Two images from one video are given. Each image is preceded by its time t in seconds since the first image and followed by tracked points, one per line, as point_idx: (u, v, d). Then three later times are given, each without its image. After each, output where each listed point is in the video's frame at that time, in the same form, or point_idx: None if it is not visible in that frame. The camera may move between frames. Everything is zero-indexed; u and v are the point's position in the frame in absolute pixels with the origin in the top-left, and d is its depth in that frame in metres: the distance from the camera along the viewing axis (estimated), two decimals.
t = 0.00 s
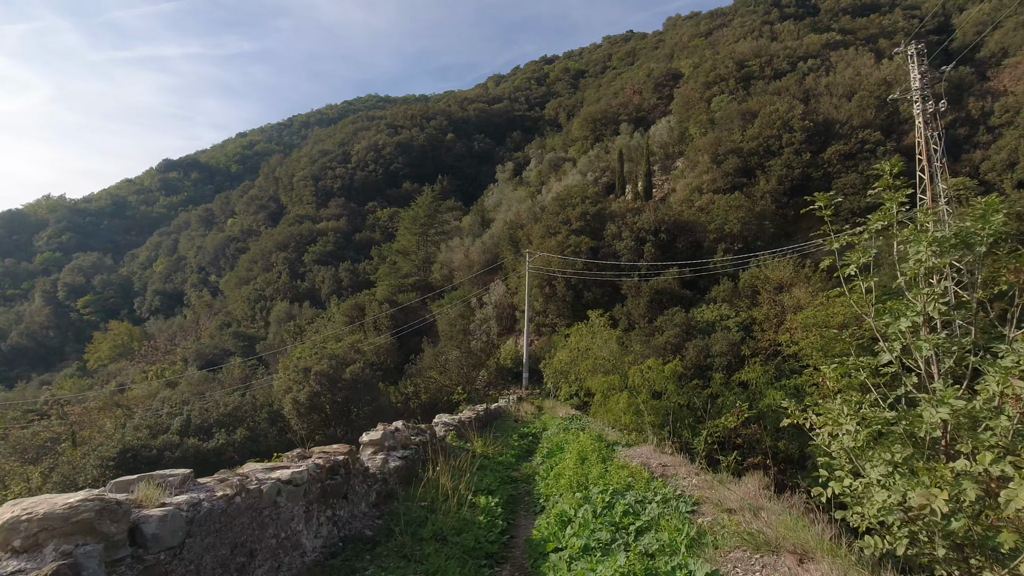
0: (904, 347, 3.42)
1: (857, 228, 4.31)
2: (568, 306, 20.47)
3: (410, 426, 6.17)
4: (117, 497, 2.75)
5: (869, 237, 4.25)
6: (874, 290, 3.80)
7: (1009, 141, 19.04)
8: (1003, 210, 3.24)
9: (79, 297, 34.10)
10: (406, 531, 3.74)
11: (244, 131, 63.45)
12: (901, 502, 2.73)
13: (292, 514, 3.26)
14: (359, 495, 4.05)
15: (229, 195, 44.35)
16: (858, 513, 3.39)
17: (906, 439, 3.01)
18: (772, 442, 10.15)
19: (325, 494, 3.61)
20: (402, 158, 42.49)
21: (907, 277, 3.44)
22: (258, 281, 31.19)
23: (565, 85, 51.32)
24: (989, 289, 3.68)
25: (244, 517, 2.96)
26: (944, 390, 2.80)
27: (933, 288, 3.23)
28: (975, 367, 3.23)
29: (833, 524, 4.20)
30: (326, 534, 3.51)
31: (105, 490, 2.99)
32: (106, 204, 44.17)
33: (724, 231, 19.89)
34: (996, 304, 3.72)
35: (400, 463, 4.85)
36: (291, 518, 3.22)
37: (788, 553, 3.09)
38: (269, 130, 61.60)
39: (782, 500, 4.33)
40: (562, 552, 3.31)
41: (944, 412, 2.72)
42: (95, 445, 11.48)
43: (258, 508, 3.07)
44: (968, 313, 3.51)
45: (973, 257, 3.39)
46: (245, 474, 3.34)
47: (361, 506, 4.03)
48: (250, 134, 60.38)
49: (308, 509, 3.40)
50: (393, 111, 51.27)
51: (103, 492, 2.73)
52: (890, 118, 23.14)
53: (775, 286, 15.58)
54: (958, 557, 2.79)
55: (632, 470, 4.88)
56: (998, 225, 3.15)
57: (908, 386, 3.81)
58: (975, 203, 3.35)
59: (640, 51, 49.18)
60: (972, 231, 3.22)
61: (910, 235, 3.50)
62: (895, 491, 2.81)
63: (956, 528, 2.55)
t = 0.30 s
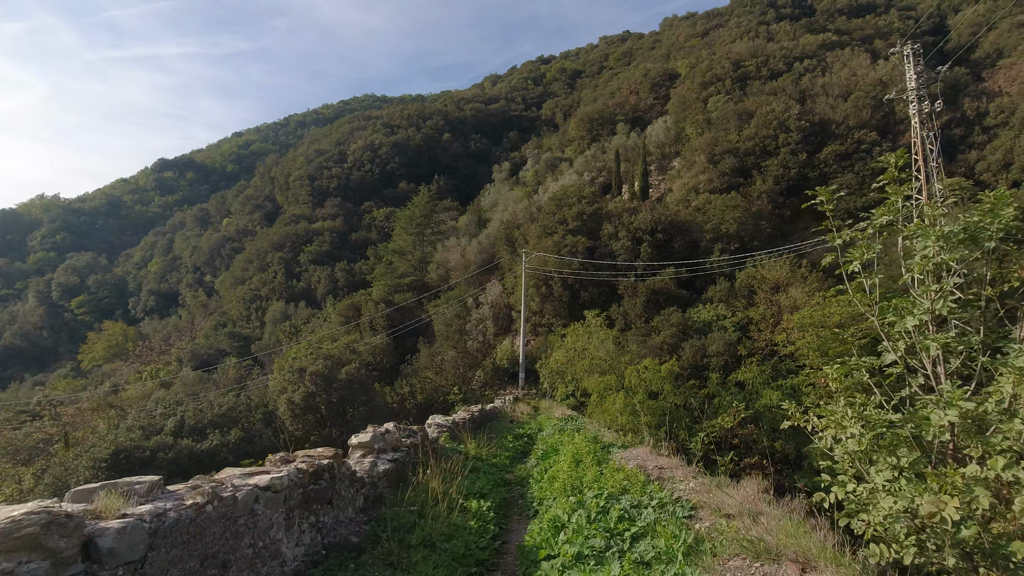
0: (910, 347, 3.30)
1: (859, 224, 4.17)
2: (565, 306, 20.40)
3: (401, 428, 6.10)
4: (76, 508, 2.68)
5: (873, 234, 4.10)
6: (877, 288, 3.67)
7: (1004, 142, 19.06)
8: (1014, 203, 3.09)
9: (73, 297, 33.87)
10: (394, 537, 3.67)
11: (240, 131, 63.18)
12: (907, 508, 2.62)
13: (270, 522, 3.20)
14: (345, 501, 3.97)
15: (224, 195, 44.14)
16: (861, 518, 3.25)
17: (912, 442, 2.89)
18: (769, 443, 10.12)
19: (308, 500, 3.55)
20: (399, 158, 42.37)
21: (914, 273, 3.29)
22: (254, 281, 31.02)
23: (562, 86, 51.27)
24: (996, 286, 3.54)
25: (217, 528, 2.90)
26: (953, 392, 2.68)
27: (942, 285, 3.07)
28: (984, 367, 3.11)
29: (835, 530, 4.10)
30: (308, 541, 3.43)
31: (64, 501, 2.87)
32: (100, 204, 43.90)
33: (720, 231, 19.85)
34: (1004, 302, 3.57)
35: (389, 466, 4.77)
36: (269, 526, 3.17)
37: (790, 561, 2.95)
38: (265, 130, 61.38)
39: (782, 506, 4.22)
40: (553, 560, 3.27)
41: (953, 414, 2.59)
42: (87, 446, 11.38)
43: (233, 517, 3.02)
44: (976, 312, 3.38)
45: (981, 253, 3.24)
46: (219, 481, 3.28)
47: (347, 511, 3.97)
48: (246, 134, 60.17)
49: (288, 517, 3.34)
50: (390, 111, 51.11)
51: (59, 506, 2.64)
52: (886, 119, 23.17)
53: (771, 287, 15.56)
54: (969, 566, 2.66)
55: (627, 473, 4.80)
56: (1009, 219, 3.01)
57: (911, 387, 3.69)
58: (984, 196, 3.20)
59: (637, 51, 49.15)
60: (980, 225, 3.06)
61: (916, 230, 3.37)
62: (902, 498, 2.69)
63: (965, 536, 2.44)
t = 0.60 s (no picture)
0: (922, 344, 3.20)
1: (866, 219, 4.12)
2: (562, 306, 20.38)
3: (396, 428, 6.07)
4: (41, 518, 2.57)
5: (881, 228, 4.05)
6: (885, 284, 3.59)
7: (1001, 142, 19.09)
8: None
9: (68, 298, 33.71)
10: (386, 542, 3.61)
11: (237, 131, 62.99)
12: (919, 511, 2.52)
13: (253, 529, 3.11)
14: (336, 505, 3.90)
15: (221, 195, 43.98)
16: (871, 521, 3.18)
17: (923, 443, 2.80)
18: (767, 443, 10.10)
19: (295, 504, 3.46)
20: (396, 158, 42.29)
21: (925, 268, 3.20)
22: (250, 281, 30.90)
23: (559, 86, 51.24)
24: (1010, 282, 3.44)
25: (194, 536, 2.81)
26: (966, 391, 2.58)
27: (957, 278, 2.98)
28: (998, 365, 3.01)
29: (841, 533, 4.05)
30: (295, 548, 3.35)
31: (32, 510, 2.87)
32: (96, 204, 43.69)
33: (718, 231, 19.83)
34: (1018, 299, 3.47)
35: (382, 468, 4.72)
36: (252, 532, 3.08)
37: (796, 569, 2.86)
38: (263, 129, 61.20)
39: (786, 508, 4.18)
40: (551, 567, 3.22)
41: (968, 414, 2.50)
42: (81, 447, 11.30)
43: (212, 524, 2.93)
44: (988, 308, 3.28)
45: (996, 248, 3.13)
46: (198, 486, 3.20)
47: (338, 514, 3.91)
48: (243, 134, 59.98)
49: (273, 522, 3.24)
50: (387, 110, 51.02)
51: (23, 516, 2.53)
52: (883, 119, 23.21)
53: (768, 287, 15.54)
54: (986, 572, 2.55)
55: (627, 475, 4.75)
56: None
57: (920, 385, 3.63)
58: (997, 188, 3.13)
59: (634, 51, 49.13)
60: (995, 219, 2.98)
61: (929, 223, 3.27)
62: (915, 499, 2.59)
63: (982, 542, 2.34)
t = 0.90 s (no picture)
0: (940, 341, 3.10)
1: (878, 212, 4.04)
2: (561, 306, 20.34)
3: (392, 428, 6.01)
4: (11, 524, 2.49)
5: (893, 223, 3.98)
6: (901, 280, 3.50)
7: (999, 142, 19.10)
8: None
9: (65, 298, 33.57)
10: (381, 547, 3.54)
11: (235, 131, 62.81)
12: (936, 516, 2.43)
13: (241, 534, 3.03)
14: (330, 508, 3.84)
15: (218, 194, 43.86)
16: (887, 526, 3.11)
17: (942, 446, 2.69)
18: (765, 443, 10.06)
19: (285, 509, 3.38)
20: (394, 157, 42.19)
21: (943, 261, 3.11)
22: (248, 280, 30.82)
23: (557, 85, 51.20)
24: None
25: (177, 545, 2.72)
26: (988, 391, 2.49)
27: (977, 272, 2.90)
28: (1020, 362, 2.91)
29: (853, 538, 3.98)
30: (286, 554, 3.28)
31: None
32: (93, 203, 43.53)
33: (716, 231, 19.81)
34: None
35: (377, 470, 4.66)
36: (239, 539, 2.99)
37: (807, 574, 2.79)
38: (260, 129, 61.05)
39: (794, 512, 4.11)
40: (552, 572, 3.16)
41: (988, 413, 2.41)
42: (77, 447, 11.23)
43: (196, 532, 2.84)
44: (1006, 305, 3.19)
45: (1016, 242, 3.04)
46: (182, 490, 3.11)
47: (331, 519, 3.83)
48: (241, 134, 59.82)
49: (262, 527, 3.17)
50: (386, 110, 50.94)
51: None
52: (881, 119, 23.21)
53: (767, 286, 15.50)
54: None
55: (628, 477, 4.70)
56: None
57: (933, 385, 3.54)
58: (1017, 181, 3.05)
59: (633, 51, 49.11)
60: (1016, 212, 2.91)
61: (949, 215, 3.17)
62: (932, 505, 2.50)
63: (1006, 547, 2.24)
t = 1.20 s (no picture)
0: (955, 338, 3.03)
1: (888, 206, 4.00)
2: (559, 306, 20.31)
3: (386, 428, 5.96)
4: None
5: (902, 218, 3.94)
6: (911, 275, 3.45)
7: (997, 141, 19.09)
8: None
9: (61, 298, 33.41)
10: (374, 552, 3.48)
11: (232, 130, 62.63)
12: (954, 521, 2.36)
13: (222, 541, 2.95)
14: (321, 513, 3.78)
15: (215, 194, 43.74)
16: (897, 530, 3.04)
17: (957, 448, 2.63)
18: (764, 443, 10.01)
19: (270, 514, 3.31)
20: (392, 157, 42.10)
21: (958, 255, 3.05)
22: (245, 280, 30.71)
23: (556, 85, 51.15)
24: None
25: (150, 557, 2.65)
26: (1006, 389, 2.42)
27: (996, 265, 2.83)
28: None
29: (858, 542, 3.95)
30: (273, 560, 3.21)
31: None
32: (90, 203, 43.35)
33: (714, 230, 19.78)
34: None
35: (371, 472, 4.62)
36: (220, 547, 2.92)
37: None
38: (258, 128, 60.88)
39: (796, 515, 4.08)
40: None
41: (1008, 413, 2.35)
42: (71, 447, 11.14)
43: (172, 541, 2.77)
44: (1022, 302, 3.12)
45: None
46: (157, 497, 3.03)
47: (321, 523, 3.77)
48: (239, 133, 59.65)
49: (246, 533, 3.10)
50: (384, 109, 50.86)
51: None
52: (880, 119, 23.19)
53: (765, 286, 15.46)
54: None
55: (628, 479, 4.65)
56: None
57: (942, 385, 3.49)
58: None
59: (631, 51, 49.07)
60: None
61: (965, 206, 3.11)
62: (949, 509, 2.43)
63: None
